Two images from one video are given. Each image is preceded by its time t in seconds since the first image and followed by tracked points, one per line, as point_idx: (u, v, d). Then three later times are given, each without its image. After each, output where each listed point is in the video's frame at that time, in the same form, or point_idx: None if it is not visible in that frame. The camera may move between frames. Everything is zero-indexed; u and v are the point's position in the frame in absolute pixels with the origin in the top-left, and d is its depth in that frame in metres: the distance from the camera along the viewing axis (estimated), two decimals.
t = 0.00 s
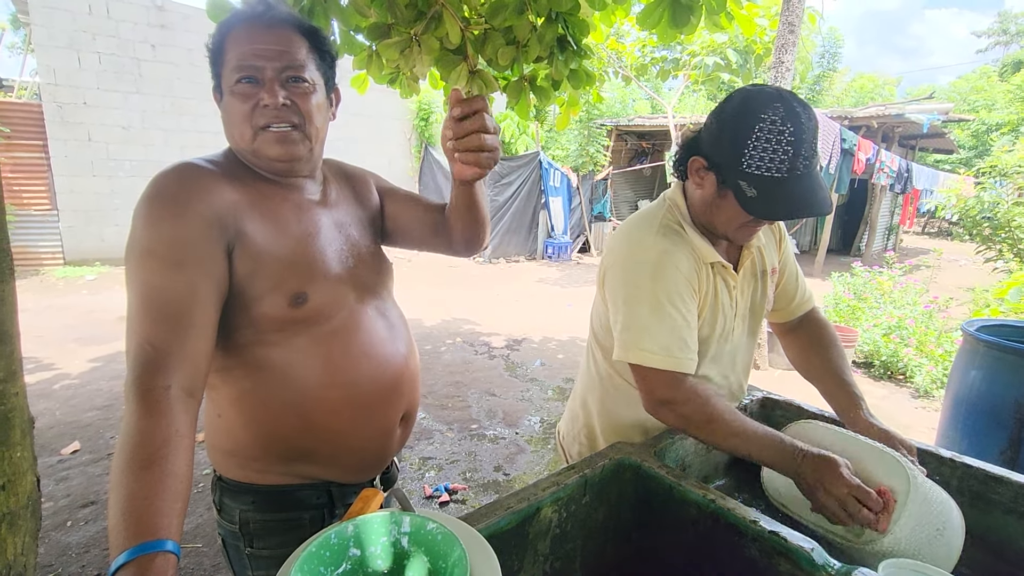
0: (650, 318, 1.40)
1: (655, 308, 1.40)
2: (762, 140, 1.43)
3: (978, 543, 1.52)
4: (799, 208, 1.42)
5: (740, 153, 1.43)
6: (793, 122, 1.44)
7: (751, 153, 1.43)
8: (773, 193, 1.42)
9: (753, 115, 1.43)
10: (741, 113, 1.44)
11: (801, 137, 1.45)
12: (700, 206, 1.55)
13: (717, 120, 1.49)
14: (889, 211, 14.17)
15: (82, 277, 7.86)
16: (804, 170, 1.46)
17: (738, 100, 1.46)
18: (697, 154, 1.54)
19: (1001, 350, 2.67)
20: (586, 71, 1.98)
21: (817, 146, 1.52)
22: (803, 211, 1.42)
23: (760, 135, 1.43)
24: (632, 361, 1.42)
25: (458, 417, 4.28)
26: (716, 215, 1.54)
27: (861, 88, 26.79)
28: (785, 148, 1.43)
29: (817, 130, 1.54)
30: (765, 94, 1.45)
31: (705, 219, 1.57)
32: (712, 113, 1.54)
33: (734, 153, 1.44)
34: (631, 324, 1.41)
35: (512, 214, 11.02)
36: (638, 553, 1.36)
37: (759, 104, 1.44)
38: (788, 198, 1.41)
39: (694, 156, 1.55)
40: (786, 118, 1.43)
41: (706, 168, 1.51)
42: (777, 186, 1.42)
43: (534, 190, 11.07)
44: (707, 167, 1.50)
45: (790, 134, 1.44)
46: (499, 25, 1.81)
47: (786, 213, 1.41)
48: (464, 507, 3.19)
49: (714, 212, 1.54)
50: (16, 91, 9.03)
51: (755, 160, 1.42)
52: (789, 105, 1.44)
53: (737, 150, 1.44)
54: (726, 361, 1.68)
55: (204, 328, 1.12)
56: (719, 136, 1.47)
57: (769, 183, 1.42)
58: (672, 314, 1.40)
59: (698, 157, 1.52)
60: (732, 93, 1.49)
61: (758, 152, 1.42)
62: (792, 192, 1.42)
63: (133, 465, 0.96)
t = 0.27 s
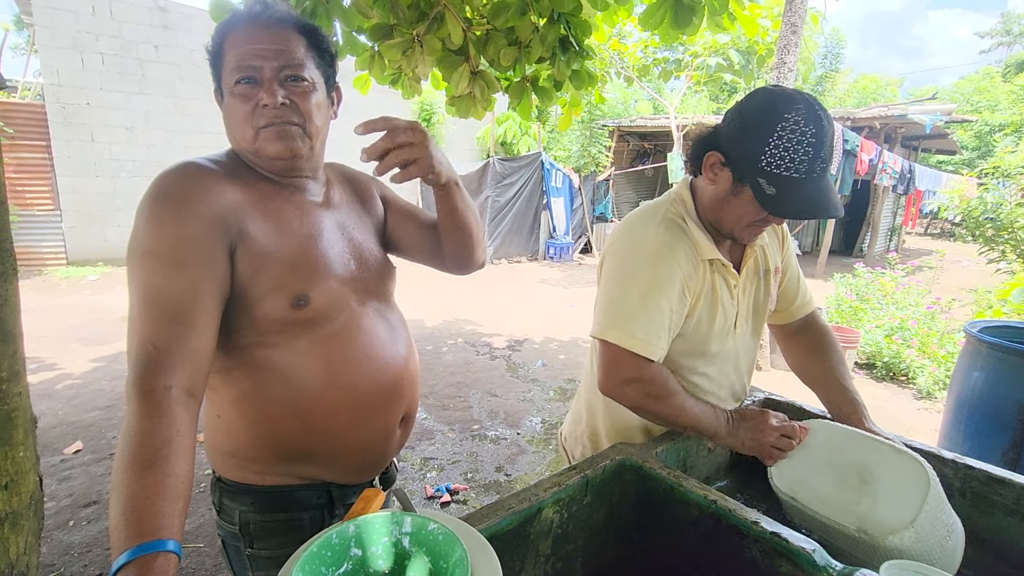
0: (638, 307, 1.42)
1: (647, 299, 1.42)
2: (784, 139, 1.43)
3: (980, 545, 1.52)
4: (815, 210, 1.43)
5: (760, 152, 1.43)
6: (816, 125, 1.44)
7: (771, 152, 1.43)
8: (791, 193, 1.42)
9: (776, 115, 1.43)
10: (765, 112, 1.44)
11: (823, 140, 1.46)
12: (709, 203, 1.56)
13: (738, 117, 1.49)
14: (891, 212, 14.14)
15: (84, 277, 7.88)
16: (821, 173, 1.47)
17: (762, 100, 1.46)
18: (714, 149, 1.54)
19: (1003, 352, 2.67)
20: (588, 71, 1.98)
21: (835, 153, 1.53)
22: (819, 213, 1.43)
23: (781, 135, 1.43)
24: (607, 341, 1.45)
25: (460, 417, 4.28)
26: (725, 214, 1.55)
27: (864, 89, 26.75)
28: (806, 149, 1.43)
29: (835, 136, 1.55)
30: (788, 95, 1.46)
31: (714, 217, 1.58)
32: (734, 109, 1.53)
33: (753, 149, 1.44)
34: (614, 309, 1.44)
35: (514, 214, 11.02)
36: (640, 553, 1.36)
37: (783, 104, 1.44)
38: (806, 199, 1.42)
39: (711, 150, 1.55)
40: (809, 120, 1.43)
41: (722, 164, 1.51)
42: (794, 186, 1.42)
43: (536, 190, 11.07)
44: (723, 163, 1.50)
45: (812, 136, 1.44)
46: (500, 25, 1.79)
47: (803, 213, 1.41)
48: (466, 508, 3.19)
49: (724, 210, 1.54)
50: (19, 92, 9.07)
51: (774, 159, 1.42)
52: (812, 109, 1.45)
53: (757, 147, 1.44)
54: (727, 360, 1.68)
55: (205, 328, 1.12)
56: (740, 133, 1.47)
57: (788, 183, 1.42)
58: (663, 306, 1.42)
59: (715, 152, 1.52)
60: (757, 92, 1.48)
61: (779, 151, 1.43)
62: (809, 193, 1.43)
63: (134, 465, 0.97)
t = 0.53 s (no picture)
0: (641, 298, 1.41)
1: (649, 290, 1.42)
2: (786, 136, 1.43)
3: (980, 545, 1.51)
4: (815, 206, 1.43)
5: (762, 147, 1.43)
6: (817, 124, 1.45)
7: (772, 148, 1.43)
8: (791, 190, 1.43)
9: (779, 112, 1.43)
10: (767, 108, 1.44)
11: (823, 138, 1.46)
12: (708, 198, 1.56)
13: (740, 113, 1.49)
14: (893, 212, 14.12)
15: (85, 277, 7.89)
16: (821, 174, 1.47)
17: (765, 96, 1.46)
18: (715, 146, 1.54)
19: (1004, 352, 2.66)
20: (589, 71, 1.97)
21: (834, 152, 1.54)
22: (818, 210, 1.43)
23: (784, 131, 1.43)
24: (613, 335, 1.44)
25: (460, 417, 4.28)
26: (723, 211, 1.55)
27: (865, 88, 26.72)
28: (807, 148, 1.44)
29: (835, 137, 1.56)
30: (792, 94, 1.47)
31: (712, 214, 1.58)
32: (736, 106, 1.54)
33: (756, 145, 1.44)
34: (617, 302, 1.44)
35: (514, 214, 11.02)
36: (640, 554, 1.36)
37: (784, 102, 1.44)
38: (805, 196, 1.42)
39: (712, 147, 1.55)
40: (810, 118, 1.44)
41: (723, 160, 1.51)
42: (794, 182, 1.43)
43: (536, 190, 11.06)
44: (724, 159, 1.50)
45: (814, 134, 1.44)
46: (501, 26, 1.80)
47: (802, 209, 1.42)
48: (466, 508, 3.19)
49: (723, 207, 1.55)
50: (20, 92, 9.08)
51: (775, 155, 1.43)
52: (812, 107, 1.46)
53: (758, 143, 1.44)
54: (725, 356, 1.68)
55: (203, 328, 1.12)
56: (741, 129, 1.47)
57: (787, 179, 1.43)
58: (664, 296, 1.42)
59: (717, 148, 1.52)
60: (758, 89, 1.49)
61: (780, 147, 1.43)
62: (809, 190, 1.43)
63: (132, 465, 0.97)
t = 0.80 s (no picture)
0: (641, 282, 1.41)
1: (651, 275, 1.41)
2: (795, 126, 1.43)
3: (981, 546, 1.51)
4: (824, 196, 1.42)
5: (770, 136, 1.43)
6: (823, 118, 1.46)
7: (781, 137, 1.42)
8: (800, 179, 1.42)
9: (788, 104, 1.44)
10: (776, 99, 1.44)
11: (829, 133, 1.47)
12: (714, 193, 1.57)
13: (748, 107, 1.50)
14: (895, 212, 14.11)
15: (87, 277, 7.90)
16: (828, 166, 1.47)
17: (773, 90, 1.47)
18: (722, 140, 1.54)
19: (1006, 353, 2.66)
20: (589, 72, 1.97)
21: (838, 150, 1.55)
22: (828, 198, 1.42)
23: (791, 123, 1.43)
24: (612, 316, 1.43)
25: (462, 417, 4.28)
26: (730, 206, 1.55)
27: (866, 89, 26.72)
28: (815, 140, 1.44)
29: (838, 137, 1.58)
30: (797, 89, 1.48)
31: (719, 211, 1.59)
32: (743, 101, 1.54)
33: (763, 137, 1.44)
34: (618, 284, 1.44)
35: (515, 215, 11.02)
36: (640, 555, 1.36)
37: (794, 95, 1.45)
38: (814, 186, 1.42)
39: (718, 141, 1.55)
40: (817, 113, 1.45)
41: (730, 154, 1.51)
42: (803, 173, 1.42)
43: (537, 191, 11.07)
44: (731, 153, 1.51)
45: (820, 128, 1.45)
46: (502, 26, 1.80)
47: (812, 197, 1.41)
48: (467, 508, 3.19)
49: (727, 203, 1.55)
50: (22, 93, 9.10)
51: (784, 144, 1.42)
52: (819, 103, 1.47)
53: (768, 132, 1.43)
54: (723, 355, 1.69)
55: (203, 329, 1.12)
56: (750, 121, 1.47)
57: (796, 169, 1.42)
58: (664, 288, 1.42)
59: (723, 142, 1.53)
60: (766, 85, 1.50)
61: (790, 137, 1.42)
62: (817, 180, 1.43)
63: (132, 465, 0.97)
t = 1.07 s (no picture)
0: (695, 321, 1.31)
1: (702, 310, 1.31)
2: (810, 124, 1.43)
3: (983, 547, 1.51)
4: (844, 191, 1.41)
5: (785, 135, 1.42)
6: (837, 114, 1.46)
7: (796, 136, 1.42)
8: (818, 176, 1.42)
9: (801, 101, 1.43)
10: (791, 98, 1.44)
11: (843, 129, 1.47)
12: (727, 195, 1.55)
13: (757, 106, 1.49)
14: (896, 213, 14.11)
15: (90, 277, 7.92)
16: (844, 162, 1.47)
17: (785, 89, 1.46)
18: (732, 139, 1.53)
19: (1008, 354, 2.66)
20: (591, 72, 1.96)
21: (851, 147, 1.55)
22: (848, 194, 1.41)
23: (806, 119, 1.43)
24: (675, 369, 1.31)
25: (463, 418, 4.29)
26: (743, 208, 1.54)
27: (868, 89, 26.72)
28: (831, 135, 1.44)
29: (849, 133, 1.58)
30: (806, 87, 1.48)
31: (731, 213, 1.58)
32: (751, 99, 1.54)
33: (779, 134, 1.43)
34: (669, 330, 1.32)
35: (517, 215, 11.03)
36: (642, 555, 1.36)
37: (806, 92, 1.45)
38: (833, 182, 1.41)
39: (729, 141, 1.54)
40: (831, 109, 1.45)
41: (741, 155, 1.50)
42: (820, 170, 1.42)
43: (539, 191, 11.07)
44: (743, 154, 1.50)
45: (835, 124, 1.45)
46: (504, 27, 1.81)
47: (832, 193, 1.40)
48: (469, 508, 3.19)
49: (740, 206, 1.55)
50: (25, 93, 9.12)
51: (799, 143, 1.42)
52: (831, 99, 1.47)
53: (783, 131, 1.43)
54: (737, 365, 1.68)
55: (211, 329, 1.13)
56: (762, 120, 1.46)
57: (813, 166, 1.42)
58: (720, 312, 1.32)
59: (734, 142, 1.52)
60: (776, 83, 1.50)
61: (804, 135, 1.42)
62: (835, 176, 1.42)
63: (137, 464, 0.97)
